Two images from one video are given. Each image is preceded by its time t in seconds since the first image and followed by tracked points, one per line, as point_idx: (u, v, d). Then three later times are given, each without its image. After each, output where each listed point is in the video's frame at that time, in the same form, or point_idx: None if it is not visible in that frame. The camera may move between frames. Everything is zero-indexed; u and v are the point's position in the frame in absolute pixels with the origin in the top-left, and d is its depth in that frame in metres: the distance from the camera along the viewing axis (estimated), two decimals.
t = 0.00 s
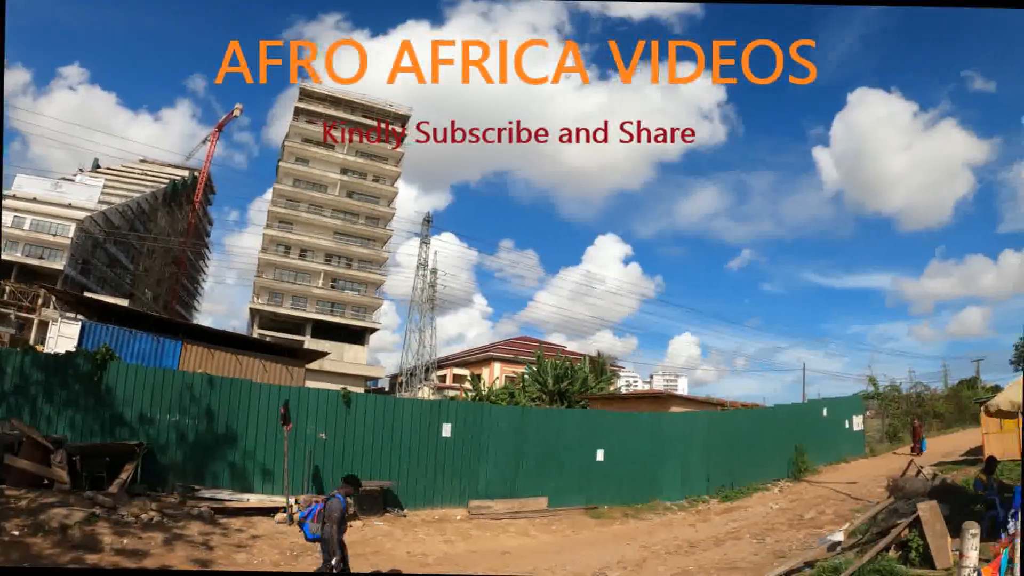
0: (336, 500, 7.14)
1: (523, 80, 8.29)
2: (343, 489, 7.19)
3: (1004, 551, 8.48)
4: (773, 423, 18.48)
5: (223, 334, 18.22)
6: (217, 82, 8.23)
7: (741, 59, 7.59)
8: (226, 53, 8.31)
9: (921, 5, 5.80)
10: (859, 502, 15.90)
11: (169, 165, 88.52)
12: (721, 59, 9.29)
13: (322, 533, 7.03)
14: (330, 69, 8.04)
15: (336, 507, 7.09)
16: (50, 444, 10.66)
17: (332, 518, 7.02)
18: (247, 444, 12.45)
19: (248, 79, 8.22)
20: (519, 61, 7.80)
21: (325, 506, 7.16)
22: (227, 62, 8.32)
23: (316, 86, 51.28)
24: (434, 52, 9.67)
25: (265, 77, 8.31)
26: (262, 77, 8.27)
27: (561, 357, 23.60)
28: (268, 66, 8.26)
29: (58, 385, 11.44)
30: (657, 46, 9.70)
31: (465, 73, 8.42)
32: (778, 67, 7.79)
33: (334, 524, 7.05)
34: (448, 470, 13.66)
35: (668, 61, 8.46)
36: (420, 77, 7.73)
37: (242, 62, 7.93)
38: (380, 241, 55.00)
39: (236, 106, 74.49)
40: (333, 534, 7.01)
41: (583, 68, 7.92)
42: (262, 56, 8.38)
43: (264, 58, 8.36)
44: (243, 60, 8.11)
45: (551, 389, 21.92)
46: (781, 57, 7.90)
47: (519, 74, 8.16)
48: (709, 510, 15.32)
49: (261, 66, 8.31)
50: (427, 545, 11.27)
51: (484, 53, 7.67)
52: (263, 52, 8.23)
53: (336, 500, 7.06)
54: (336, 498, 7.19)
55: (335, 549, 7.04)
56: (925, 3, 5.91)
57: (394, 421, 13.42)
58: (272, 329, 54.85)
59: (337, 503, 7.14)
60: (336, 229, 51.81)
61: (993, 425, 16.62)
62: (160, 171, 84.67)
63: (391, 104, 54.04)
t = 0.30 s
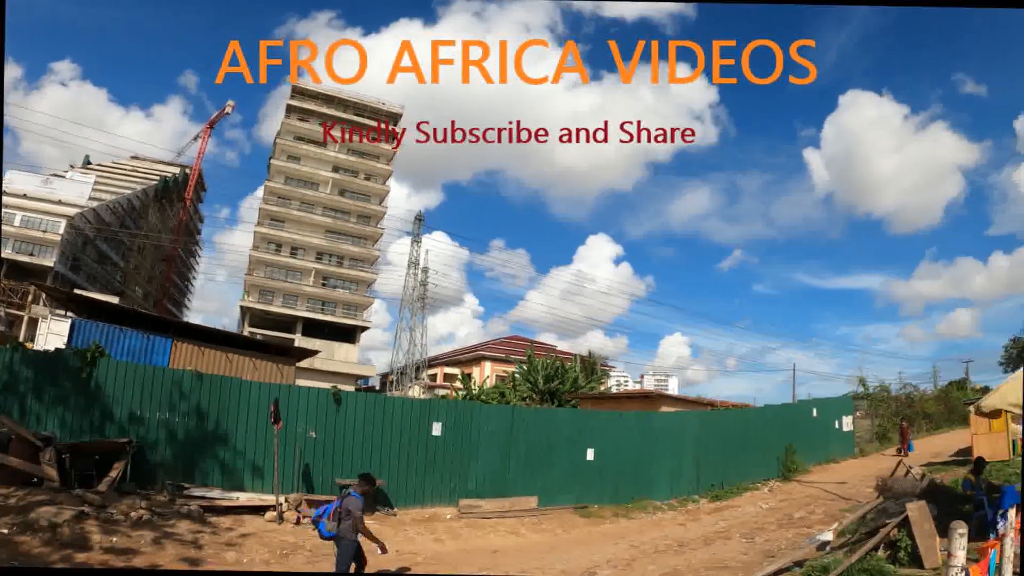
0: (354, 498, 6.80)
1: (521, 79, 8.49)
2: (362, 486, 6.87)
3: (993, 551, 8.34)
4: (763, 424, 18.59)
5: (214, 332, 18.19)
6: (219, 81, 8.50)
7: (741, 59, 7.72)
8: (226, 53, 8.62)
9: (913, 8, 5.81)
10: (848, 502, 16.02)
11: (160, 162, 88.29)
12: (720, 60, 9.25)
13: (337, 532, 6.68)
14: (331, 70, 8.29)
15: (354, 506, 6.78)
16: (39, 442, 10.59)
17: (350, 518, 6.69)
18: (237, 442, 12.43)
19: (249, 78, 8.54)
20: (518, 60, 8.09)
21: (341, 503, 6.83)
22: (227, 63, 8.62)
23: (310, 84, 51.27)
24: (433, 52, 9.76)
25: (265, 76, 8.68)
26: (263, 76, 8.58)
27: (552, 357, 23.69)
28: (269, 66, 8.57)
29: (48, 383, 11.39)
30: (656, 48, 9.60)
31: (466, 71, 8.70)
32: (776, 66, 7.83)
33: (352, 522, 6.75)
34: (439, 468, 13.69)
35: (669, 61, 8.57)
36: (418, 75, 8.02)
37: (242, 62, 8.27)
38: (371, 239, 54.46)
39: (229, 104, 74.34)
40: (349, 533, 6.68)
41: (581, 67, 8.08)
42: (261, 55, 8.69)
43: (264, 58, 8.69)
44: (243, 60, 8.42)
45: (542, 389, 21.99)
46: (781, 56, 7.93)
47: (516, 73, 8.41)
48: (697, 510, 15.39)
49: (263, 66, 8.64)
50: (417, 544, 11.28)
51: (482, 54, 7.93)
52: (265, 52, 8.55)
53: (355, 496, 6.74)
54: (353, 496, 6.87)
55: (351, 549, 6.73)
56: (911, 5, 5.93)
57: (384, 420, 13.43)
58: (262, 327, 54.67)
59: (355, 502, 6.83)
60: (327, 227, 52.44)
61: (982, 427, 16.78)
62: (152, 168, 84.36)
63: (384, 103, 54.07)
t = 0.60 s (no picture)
0: (379, 497, 7.06)
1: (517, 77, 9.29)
2: (386, 486, 7.13)
3: (987, 552, 8.36)
4: (758, 424, 18.63)
5: (209, 331, 18.16)
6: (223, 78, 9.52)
7: (743, 61, 8.45)
8: (228, 53, 9.72)
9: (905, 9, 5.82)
10: (843, 503, 16.06)
11: (156, 159, 88.13)
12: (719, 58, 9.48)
13: (364, 531, 6.90)
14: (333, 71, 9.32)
15: (378, 503, 6.98)
16: (34, 440, 10.57)
17: (374, 515, 6.90)
18: (232, 441, 12.42)
19: (247, 77, 9.66)
20: (517, 61, 8.90)
21: (368, 503, 7.07)
22: (230, 63, 9.75)
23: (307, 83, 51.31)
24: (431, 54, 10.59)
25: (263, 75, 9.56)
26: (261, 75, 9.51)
27: (548, 356, 23.71)
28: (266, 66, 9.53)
29: (42, 380, 11.37)
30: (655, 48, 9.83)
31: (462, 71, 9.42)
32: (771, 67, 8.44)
33: (375, 520, 6.92)
34: (434, 467, 13.69)
35: (669, 61, 9.14)
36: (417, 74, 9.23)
37: (242, 62, 9.23)
38: (368, 238, 54.17)
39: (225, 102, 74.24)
40: (375, 531, 6.91)
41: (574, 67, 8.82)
42: (260, 55, 9.70)
43: (263, 57, 9.66)
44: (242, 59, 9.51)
45: (538, 388, 21.96)
46: (777, 58, 8.51)
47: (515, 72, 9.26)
48: (692, 511, 15.40)
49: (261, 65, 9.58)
50: (412, 544, 11.29)
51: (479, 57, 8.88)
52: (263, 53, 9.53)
53: (379, 494, 6.99)
54: (378, 496, 7.10)
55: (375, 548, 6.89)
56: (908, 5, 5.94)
57: (379, 419, 13.43)
58: (258, 326, 54.56)
59: (379, 500, 7.05)
60: (324, 226, 52.22)
61: (978, 427, 16.82)
62: (148, 166, 84.19)
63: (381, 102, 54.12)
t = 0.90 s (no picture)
0: (402, 495, 7.08)
1: (520, 76, 9.68)
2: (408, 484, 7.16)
3: (987, 553, 8.36)
4: (757, 424, 18.65)
5: (207, 331, 18.14)
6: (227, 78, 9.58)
7: (744, 61, 8.76)
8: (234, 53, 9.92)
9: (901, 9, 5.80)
10: (842, 504, 16.07)
11: (155, 160, 88.20)
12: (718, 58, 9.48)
13: (389, 530, 6.94)
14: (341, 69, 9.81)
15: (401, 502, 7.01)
16: (31, 441, 10.54)
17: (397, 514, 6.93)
18: (231, 441, 12.41)
19: (250, 74, 10.02)
20: (517, 62, 9.52)
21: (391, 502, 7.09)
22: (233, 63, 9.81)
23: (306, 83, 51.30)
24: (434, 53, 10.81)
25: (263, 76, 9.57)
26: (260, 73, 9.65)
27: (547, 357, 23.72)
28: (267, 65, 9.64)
29: (40, 381, 11.35)
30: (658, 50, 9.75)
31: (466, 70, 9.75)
32: (773, 65, 8.89)
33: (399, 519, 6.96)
34: (432, 468, 13.70)
35: (669, 62, 9.32)
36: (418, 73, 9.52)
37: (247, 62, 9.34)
38: (366, 238, 54.03)
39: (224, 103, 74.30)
40: (399, 530, 6.95)
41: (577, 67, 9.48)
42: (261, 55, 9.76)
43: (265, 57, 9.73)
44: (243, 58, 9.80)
45: (536, 389, 22.00)
46: (779, 57, 9.03)
47: (516, 71, 9.72)
48: (690, 511, 15.39)
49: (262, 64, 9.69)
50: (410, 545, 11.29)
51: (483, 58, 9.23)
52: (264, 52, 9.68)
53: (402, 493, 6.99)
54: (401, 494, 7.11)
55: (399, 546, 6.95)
56: (904, 7, 5.95)
57: (377, 419, 13.43)
58: (256, 327, 54.53)
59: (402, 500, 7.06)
60: (322, 226, 52.30)
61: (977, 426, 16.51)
62: (147, 167, 84.21)
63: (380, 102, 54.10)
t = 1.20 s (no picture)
0: (429, 500, 7.14)
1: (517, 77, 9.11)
2: (435, 489, 7.20)
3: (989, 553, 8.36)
4: (757, 424, 18.64)
5: (207, 331, 18.15)
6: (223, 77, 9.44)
7: (743, 59, 7.97)
8: (228, 52, 9.67)
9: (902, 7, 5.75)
10: (842, 504, 16.05)
11: (156, 160, 88.31)
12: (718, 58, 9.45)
13: (416, 533, 7.00)
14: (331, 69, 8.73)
15: (429, 508, 7.06)
16: (33, 441, 10.54)
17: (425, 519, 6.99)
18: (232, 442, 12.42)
19: (245, 75, 9.68)
20: (517, 62, 8.56)
21: (418, 506, 7.14)
22: (227, 63, 9.63)
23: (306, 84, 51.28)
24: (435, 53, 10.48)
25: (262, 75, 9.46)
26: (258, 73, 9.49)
27: (548, 357, 23.72)
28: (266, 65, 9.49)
29: (41, 381, 11.34)
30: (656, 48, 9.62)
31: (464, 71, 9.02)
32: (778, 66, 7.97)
33: (426, 524, 7.03)
34: (433, 468, 13.70)
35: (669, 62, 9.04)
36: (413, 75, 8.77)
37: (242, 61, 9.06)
38: (366, 239, 54.31)
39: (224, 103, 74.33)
40: (427, 533, 7.03)
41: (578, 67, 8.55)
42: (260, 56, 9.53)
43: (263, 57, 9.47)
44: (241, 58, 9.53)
45: (537, 389, 22.01)
46: (781, 55, 8.07)
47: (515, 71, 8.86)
48: (690, 512, 15.38)
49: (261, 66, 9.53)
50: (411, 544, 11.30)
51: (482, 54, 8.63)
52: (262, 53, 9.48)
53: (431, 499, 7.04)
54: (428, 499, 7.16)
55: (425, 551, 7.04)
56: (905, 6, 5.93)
57: (378, 420, 13.43)
58: (257, 327, 54.56)
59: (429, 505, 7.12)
60: (323, 227, 52.40)
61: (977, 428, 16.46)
62: (147, 168, 84.27)
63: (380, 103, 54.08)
